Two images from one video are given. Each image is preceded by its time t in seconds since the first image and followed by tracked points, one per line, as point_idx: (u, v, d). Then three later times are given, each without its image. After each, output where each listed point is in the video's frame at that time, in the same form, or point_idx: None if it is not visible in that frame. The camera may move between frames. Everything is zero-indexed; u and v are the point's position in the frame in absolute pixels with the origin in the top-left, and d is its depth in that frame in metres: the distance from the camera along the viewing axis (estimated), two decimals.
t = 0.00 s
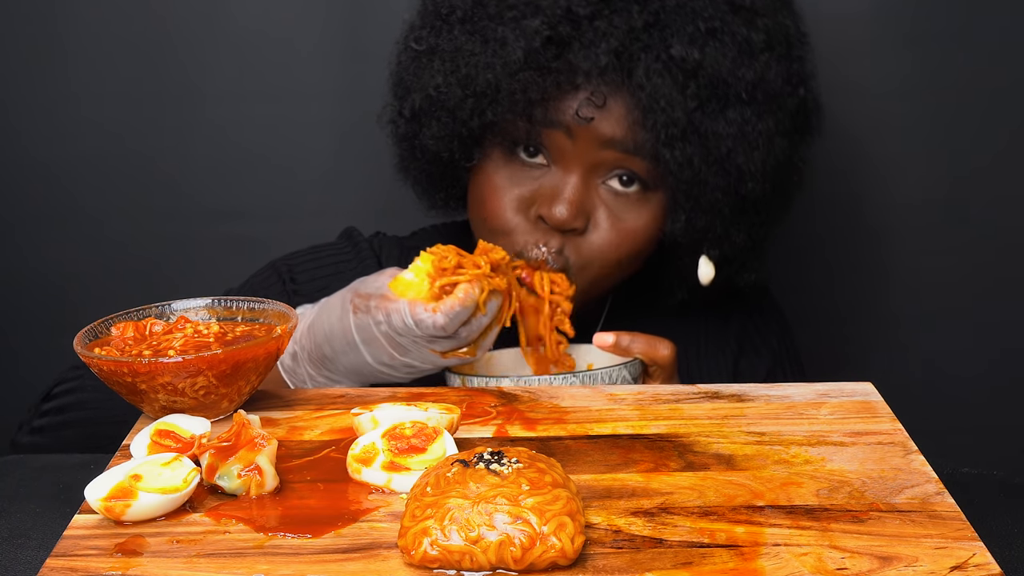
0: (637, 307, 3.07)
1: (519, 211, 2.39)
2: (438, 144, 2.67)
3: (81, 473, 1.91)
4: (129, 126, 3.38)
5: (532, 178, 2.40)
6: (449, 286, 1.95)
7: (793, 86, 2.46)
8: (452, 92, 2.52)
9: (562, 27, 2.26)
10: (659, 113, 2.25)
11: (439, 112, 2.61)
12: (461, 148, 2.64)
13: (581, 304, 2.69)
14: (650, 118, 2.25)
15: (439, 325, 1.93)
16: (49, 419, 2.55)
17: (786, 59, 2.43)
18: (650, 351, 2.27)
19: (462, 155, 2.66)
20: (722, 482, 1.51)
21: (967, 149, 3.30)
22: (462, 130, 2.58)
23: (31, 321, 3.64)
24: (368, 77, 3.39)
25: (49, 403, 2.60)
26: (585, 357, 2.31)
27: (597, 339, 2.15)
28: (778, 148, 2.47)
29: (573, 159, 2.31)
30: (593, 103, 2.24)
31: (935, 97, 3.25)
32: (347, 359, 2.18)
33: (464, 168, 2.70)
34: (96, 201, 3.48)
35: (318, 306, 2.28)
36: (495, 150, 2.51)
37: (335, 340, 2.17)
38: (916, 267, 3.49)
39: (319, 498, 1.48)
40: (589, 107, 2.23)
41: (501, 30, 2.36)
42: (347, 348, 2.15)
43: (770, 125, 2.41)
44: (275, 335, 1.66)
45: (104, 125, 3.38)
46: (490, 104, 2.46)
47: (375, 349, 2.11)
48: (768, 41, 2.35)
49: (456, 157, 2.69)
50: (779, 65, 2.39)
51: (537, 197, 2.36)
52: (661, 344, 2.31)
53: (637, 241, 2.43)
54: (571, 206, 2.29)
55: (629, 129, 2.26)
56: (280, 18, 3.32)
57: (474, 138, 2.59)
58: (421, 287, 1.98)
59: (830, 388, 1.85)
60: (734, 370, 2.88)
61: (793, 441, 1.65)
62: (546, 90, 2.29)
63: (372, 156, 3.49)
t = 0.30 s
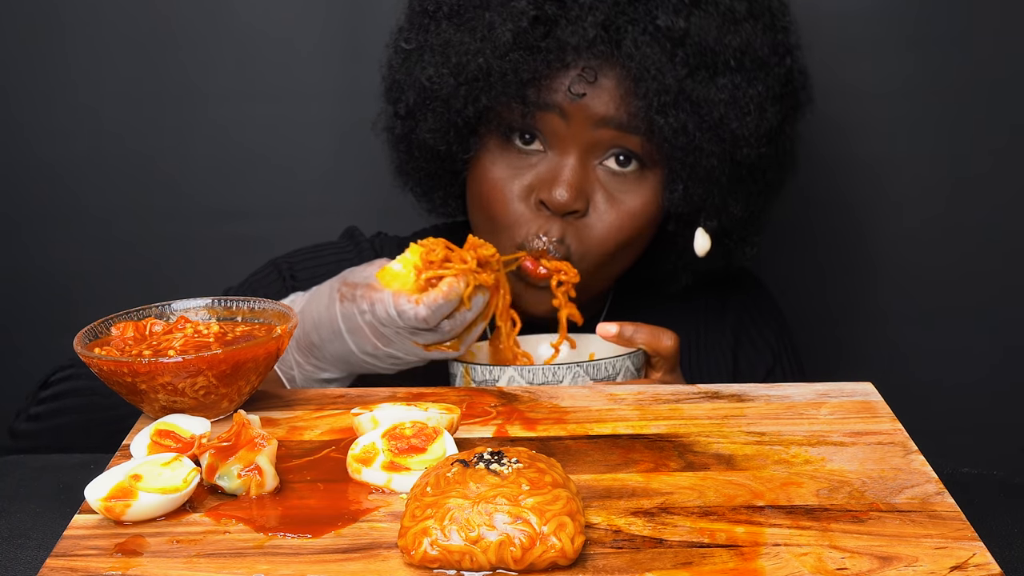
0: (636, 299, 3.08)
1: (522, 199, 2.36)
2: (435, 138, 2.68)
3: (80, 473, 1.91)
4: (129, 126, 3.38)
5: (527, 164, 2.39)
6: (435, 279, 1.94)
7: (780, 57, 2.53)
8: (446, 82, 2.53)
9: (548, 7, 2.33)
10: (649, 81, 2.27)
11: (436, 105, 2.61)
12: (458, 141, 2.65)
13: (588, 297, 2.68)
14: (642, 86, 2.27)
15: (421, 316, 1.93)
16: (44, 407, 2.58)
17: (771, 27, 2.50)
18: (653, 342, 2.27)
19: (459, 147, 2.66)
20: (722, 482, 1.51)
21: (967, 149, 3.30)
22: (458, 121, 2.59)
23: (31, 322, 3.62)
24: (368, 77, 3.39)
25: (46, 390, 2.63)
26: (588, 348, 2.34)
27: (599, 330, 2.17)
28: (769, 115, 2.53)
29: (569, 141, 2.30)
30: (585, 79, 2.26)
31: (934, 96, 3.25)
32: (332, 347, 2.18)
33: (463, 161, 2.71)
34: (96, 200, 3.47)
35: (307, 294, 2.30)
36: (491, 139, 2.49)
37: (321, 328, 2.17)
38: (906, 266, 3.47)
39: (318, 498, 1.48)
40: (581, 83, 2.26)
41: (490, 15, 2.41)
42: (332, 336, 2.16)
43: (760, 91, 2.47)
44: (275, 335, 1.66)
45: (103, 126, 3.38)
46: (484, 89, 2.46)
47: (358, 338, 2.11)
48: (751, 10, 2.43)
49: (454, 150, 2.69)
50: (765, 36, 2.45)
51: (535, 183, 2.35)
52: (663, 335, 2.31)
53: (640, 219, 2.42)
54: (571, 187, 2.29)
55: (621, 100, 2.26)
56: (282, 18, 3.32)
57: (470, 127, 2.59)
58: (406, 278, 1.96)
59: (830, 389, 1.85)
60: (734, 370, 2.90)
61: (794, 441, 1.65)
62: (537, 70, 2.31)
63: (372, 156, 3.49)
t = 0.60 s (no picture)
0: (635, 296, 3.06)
1: (527, 192, 2.39)
2: (437, 136, 2.68)
3: (81, 473, 1.91)
4: (130, 126, 3.37)
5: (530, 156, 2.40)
6: (414, 271, 1.95)
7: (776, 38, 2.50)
8: (449, 80, 2.51)
9: None
10: (649, 69, 2.27)
11: (438, 102, 2.60)
12: (461, 137, 2.64)
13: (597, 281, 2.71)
14: (643, 74, 2.27)
15: (395, 307, 1.91)
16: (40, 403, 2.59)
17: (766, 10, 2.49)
18: (656, 336, 2.26)
19: (462, 143, 2.66)
20: (722, 482, 1.51)
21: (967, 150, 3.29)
22: (461, 118, 2.58)
23: (30, 321, 3.60)
24: (368, 77, 3.38)
25: (45, 379, 2.63)
26: (590, 341, 2.39)
27: (602, 324, 2.11)
28: (770, 98, 2.52)
29: (572, 133, 2.32)
30: (585, 70, 2.27)
31: (934, 96, 3.25)
32: (313, 334, 2.18)
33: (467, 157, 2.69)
34: (96, 200, 3.46)
35: (295, 281, 2.30)
36: (494, 135, 2.50)
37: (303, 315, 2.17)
38: (903, 266, 3.46)
39: (318, 498, 1.48)
40: (582, 73, 2.27)
41: (488, 11, 2.38)
42: (313, 323, 2.15)
43: (761, 73, 2.45)
44: (275, 335, 1.66)
45: (103, 125, 3.37)
46: (486, 84, 2.44)
47: (336, 326, 2.10)
48: None
49: (456, 145, 2.68)
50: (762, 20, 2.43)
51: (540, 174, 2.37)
52: (667, 329, 2.29)
53: (647, 206, 2.44)
54: (577, 177, 2.30)
55: (622, 88, 2.28)
56: (283, 18, 3.32)
57: (473, 123, 2.58)
58: (386, 268, 1.97)
59: (830, 388, 1.85)
60: (734, 371, 2.92)
61: (793, 441, 1.65)
62: (538, 64, 2.30)
63: (372, 156, 3.49)
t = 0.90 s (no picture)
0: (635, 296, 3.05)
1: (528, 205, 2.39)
2: (437, 151, 2.65)
3: (81, 472, 1.91)
4: (129, 125, 3.37)
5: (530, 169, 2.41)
6: (416, 278, 1.91)
7: (769, 33, 2.50)
8: (444, 97, 2.51)
9: (538, 12, 2.33)
10: (644, 77, 2.27)
11: (434, 118, 2.59)
12: (460, 152, 2.63)
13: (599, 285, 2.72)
14: (637, 83, 2.28)
15: (391, 312, 1.90)
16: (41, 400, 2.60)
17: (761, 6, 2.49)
18: (665, 342, 2.26)
19: (462, 158, 2.64)
20: (722, 482, 1.51)
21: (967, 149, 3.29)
22: (460, 133, 2.57)
23: (31, 321, 3.60)
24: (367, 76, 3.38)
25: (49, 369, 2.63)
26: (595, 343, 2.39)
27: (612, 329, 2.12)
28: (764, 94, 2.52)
29: (571, 145, 2.32)
30: (581, 80, 2.29)
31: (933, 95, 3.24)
32: (311, 331, 2.18)
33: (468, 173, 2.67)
34: (96, 200, 3.46)
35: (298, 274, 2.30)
36: (491, 147, 2.50)
37: (303, 311, 2.18)
38: (901, 266, 3.46)
39: (319, 498, 1.48)
40: (578, 83, 2.29)
41: (480, 27, 2.38)
42: (312, 320, 2.16)
43: (755, 73, 2.45)
44: (275, 335, 1.66)
45: (103, 125, 3.37)
46: (482, 100, 2.45)
47: (334, 325, 2.10)
48: None
49: (456, 161, 2.66)
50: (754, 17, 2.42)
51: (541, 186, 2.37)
52: (675, 335, 2.30)
53: (650, 211, 2.44)
54: (579, 188, 2.30)
55: (617, 99, 2.29)
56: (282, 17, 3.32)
57: (472, 138, 2.57)
58: (388, 272, 1.95)
59: (830, 389, 1.86)
60: (737, 370, 2.91)
61: (793, 441, 1.65)
62: (533, 74, 2.32)
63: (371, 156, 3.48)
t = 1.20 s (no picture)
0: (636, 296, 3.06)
1: (525, 214, 2.40)
2: (433, 159, 2.67)
3: (81, 472, 1.91)
4: (129, 125, 3.37)
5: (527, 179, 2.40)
6: (414, 281, 1.92)
7: (768, 42, 2.43)
8: (440, 109, 2.51)
9: (535, 27, 2.30)
10: (641, 93, 2.28)
11: (430, 128, 2.59)
12: (457, 161, 2.65)
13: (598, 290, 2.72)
14: (635, 98, 2.29)
15: (388, 314, 1.90)
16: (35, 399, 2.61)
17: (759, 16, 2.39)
18: (661, 347, 2.28)
19: (458, 167, 2.67)
20: (722, 482, 1.51)
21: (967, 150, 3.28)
22: (455, 144, 2.58)
23: (31, 322, 3.60)
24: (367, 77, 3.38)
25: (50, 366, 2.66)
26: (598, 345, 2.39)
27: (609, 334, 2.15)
28: (764, 106, 2.46)
29: (568, 157, 2.31)
30: (578, 93, 2.28)
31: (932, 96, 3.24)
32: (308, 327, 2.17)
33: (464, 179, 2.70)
34: (96, 200, 3.46)
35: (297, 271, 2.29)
36: (489, 157, 2.50)
37: (301, 306, 2.17)
38: (902, 268, 3.46)
39: (319, 498, 1.48)
40: (575, 97, 2.28)
41: (475, 40, 2.36)
42: (309, 315, 2.14)
43: (753, 84, 2.41)
44: (275, 335, 1.66)
45: (103, 125, 3.37)
46: (479, 112, 2.45)
47: (332, 321, 2.09)
48: None
49: (453, 169, 2.69)
50: (753, 23, 2.35)
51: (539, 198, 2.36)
52: (672, 340, 2.31)
53: (648, 219, 2.44)
54: (576, 198, 2.29)
55: (614, 114, 2.28)
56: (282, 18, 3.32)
57: (468, 148, 2.59)
58: (386, 274, 1.96)
59: (830, 389, 1.86)
60: (737, 370, 2.92)
61: (793, 442, 1.65)
62: (529, 88, 2.33)
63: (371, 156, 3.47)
